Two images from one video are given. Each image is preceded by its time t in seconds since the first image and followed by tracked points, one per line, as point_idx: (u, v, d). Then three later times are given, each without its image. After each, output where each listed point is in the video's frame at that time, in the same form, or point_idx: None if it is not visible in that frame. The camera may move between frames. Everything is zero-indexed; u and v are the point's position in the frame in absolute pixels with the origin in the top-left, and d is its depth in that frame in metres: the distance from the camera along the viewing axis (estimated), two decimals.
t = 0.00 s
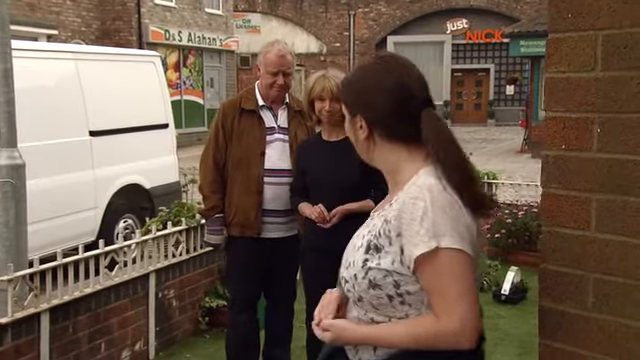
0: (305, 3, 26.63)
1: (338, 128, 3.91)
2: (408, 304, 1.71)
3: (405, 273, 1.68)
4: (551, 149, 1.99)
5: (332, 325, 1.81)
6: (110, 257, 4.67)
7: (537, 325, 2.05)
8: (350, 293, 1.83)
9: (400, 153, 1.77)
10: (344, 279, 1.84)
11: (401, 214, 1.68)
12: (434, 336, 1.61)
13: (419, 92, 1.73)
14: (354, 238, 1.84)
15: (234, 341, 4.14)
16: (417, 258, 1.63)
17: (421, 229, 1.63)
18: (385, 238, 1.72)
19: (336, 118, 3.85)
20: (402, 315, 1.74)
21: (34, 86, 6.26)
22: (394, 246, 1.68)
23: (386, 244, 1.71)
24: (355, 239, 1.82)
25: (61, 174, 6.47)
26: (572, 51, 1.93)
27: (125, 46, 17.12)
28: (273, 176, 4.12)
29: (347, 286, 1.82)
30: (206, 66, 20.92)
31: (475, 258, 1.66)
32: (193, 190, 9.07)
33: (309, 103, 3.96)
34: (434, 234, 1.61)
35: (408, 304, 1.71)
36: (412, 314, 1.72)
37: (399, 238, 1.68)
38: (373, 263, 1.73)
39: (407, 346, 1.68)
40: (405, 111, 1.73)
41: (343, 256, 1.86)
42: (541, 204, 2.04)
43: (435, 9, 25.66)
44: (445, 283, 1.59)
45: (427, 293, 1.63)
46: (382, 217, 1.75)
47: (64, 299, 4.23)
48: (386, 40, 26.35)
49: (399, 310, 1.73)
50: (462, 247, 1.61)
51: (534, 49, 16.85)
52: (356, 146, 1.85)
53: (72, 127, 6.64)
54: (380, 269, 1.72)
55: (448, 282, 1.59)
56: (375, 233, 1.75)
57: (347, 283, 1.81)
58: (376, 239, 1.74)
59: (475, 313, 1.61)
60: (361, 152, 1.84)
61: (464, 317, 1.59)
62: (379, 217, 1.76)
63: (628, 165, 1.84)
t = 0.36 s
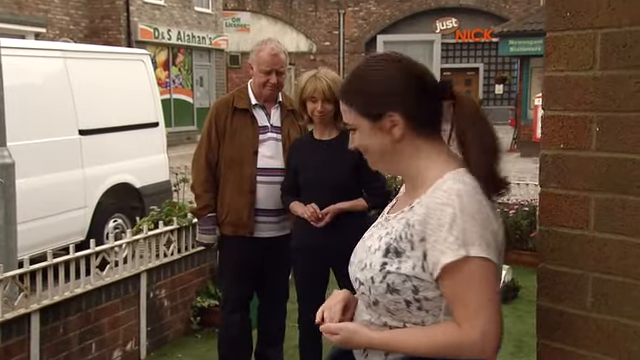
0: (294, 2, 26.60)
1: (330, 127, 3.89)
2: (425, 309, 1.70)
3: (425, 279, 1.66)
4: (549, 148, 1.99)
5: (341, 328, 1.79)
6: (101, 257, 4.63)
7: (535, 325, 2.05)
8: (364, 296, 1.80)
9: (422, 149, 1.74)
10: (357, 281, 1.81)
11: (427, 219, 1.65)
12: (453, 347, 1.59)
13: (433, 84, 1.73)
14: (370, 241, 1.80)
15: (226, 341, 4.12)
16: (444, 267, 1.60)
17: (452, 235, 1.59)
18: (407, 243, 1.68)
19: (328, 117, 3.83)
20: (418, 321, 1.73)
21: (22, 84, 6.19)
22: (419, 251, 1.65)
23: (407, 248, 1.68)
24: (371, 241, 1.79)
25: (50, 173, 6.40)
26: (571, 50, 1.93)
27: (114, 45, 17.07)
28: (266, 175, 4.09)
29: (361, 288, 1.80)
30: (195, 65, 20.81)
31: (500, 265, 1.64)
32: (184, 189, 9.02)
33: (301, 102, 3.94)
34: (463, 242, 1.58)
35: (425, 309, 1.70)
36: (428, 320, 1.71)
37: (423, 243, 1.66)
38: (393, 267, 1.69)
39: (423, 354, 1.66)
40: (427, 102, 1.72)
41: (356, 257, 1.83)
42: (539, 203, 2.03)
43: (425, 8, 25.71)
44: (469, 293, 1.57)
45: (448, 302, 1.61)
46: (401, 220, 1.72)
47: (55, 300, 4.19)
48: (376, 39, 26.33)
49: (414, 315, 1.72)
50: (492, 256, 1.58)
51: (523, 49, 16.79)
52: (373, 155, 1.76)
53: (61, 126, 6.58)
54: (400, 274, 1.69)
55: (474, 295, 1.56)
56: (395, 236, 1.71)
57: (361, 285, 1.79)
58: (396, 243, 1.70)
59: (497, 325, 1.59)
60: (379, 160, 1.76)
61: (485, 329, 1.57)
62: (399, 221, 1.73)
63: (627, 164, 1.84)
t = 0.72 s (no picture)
0: None
1: (321, 124, 3.87)
2: (455, 307, 1.72)
3: (458, 276, 1.69)
4: (545, 146, 1.97)
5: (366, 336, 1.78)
6: (91, 255, 4.58)
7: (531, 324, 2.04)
8: (387, 307, 1.77)
9: (425, 145, 1.86)
10: (377, 294, 1.78)
11: (452, 217, 1.70)
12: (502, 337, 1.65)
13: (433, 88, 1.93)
14: (382, 250, 1.78)
15: (217, 340, 4.10)
16: (483, 260, 1.65)
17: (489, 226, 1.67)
18: (433, 245, 1.70)
19: (320, 114, 3.81)
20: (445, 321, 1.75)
21: (10, 80, 6.13)
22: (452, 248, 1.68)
23: (436, 249, 1.70)
24: (382, 249, 1.78)
25: (39, 170, 6.34)
26: (568, 47, 1.92)
27: (103, 41, 17.00)
28: (257, 173, 4.06)
29: (383, 301, 1.77)
30: (184, 62, 20.68)
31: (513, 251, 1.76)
32: (174, 187, 8.97)
33: (292, 99, 3.91)
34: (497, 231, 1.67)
35: (455, 308, 1.72)
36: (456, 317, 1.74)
37: (451, 241, 1.70)
38: (424, 271, 1.70)
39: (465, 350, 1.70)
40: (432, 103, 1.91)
41: (367, 269, 1.80)
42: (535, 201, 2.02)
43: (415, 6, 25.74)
44: (504, 283, 1.65)
45: (486, 294, 1.67)
46: (419, 222, 1.75)
47: (44, 298, 4.14)
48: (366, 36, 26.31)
49: (446, 314, 1.73)
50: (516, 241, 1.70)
51: (513, 47, 16.91)
52: (409, 142, 1.80)
53: (50, 123, 6.52)
54: (432, 276, 1.70)
55: (512, 281, 1.66)
56: (417, 240, 1.72)
57: (386, 297, 1.76)
58: (421, 246, 1.71)
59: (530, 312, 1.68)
60: (406, 145, 1.80)
61: (524, 314, 1.66)
62: (415, 224, 1.75)
63: (623, 162, 1.83)
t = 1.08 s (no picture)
0: None
1: (314, 120, 3.84)
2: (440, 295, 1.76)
3: (451, 263, 1.73)
4: (541, 141, 1.96)
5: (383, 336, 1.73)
6: (82, 251, 4.55)
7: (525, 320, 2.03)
8: (395, 303, 1.71)
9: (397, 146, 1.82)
10: (381, 291, 1.70)
11: (444, 207, 1.74)
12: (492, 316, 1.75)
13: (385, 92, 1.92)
14: (375, 246, 1.71)
15: (209, 337, 4.08)
16: (479, 245, 1.72)
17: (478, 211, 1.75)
18: (430, 235, 1.71)
19: (312, 110, 3.78)
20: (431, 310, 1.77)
21: None
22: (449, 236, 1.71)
23: (433, 239, 1.72)
24: (375, 244, 1.71)
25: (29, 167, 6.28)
26: (563, 41, 1.90)
27: (93, 37, 16.99)
28: (250, 169, 4.01)
29: (387, 297, 1.71)
30: (176, 58, 20.59)
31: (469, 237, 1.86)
32: (166, 184, 8.93)
33: (285, 95, 3.87)
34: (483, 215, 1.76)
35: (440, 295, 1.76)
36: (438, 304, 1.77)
37: (443, 229, 1.73)
38: (428, 262, 1.70)
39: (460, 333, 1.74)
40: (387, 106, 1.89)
41: (362, 268, 1.70)
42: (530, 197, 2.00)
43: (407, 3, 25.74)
44: (487, 266, 1.75)
45: (473, 278, 1.73)
46: (409, 212, 1.73)
47: (34, 296, 4.11)
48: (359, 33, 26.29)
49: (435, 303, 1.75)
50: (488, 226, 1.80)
51: (504, 43, 16.95)
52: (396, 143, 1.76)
53: (40, 119, 6.47)
54: (433, 265, 1.71)
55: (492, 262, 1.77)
56: (415, 232, 1.71)
57: (391, 293, 1.70)
58: (421, 237, 1.71)
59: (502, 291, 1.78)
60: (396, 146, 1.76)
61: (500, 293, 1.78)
62: (406, 216, 1.73)
63: (619, 158, 1.82)
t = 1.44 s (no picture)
0: None
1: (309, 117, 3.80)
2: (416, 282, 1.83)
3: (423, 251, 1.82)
4: (537, 139, 1.95)
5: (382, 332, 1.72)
6: (74, 250, 4.52)
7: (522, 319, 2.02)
8: (397, 298, 1.73)
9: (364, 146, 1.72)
10: (381, 286, 1.69)
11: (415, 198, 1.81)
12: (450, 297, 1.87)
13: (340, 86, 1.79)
14: (369, 243, 1.70)
15: (203, 335, 4.06)
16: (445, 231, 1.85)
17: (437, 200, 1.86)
18: (412, 227, 1.77)
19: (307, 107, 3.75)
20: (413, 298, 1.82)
21: None
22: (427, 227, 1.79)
23: (413, 230, 1.78)
24: (369, 240, 1.70)
25: (21, 165, 6.23)
26: (561, 39, 1.90)
27: (85, 34, 17.01)
28: (244, 168, 3.99)
29: (385, 291, 1.70)
30: (169, 56, 20.49)
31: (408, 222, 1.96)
32: (158, 182, 8.89)
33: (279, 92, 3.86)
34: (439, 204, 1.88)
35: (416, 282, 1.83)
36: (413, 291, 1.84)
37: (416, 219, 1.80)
38: (415, 253, 1.76)
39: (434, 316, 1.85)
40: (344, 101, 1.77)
41: (363, 266, 1.68)
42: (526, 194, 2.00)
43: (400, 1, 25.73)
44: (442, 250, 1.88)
45: (437, 261, 1.86)
46: (390, 206, 1.76)
47: (26, 294, 4.08)
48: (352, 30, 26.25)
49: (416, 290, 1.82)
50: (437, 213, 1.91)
51: (497, 41, 16.97)
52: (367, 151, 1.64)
53: (32, 117, 6.42)
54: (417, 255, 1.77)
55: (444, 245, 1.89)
56: (401, 225, 1.75)
57: (390, 287, 1.71)
58: (406, 229, 1.75)
59: (453, 273, 1.93)
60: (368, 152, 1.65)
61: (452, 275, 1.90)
62: (388, 210, 1.75)
63: (617, 155, 1.82)
